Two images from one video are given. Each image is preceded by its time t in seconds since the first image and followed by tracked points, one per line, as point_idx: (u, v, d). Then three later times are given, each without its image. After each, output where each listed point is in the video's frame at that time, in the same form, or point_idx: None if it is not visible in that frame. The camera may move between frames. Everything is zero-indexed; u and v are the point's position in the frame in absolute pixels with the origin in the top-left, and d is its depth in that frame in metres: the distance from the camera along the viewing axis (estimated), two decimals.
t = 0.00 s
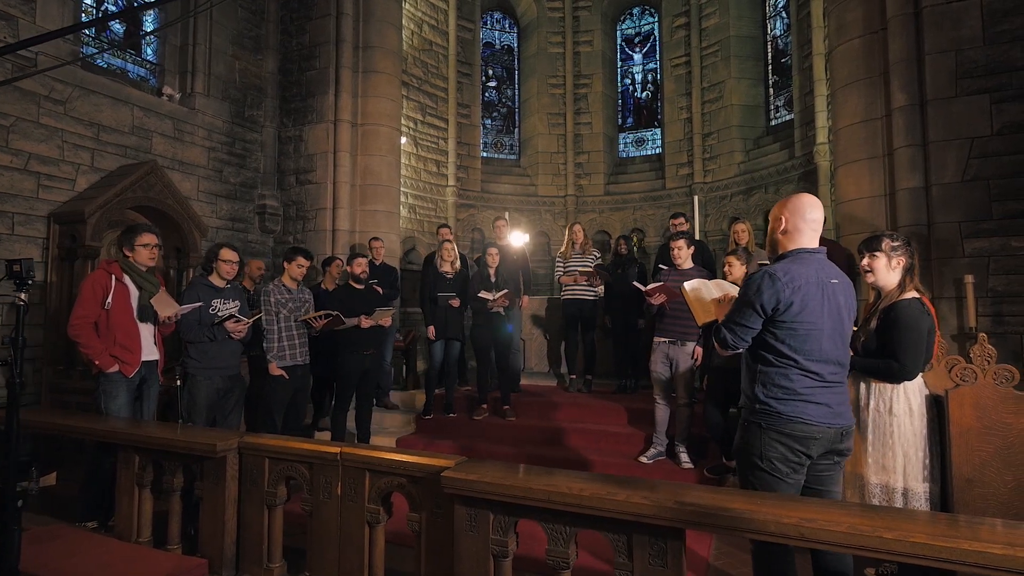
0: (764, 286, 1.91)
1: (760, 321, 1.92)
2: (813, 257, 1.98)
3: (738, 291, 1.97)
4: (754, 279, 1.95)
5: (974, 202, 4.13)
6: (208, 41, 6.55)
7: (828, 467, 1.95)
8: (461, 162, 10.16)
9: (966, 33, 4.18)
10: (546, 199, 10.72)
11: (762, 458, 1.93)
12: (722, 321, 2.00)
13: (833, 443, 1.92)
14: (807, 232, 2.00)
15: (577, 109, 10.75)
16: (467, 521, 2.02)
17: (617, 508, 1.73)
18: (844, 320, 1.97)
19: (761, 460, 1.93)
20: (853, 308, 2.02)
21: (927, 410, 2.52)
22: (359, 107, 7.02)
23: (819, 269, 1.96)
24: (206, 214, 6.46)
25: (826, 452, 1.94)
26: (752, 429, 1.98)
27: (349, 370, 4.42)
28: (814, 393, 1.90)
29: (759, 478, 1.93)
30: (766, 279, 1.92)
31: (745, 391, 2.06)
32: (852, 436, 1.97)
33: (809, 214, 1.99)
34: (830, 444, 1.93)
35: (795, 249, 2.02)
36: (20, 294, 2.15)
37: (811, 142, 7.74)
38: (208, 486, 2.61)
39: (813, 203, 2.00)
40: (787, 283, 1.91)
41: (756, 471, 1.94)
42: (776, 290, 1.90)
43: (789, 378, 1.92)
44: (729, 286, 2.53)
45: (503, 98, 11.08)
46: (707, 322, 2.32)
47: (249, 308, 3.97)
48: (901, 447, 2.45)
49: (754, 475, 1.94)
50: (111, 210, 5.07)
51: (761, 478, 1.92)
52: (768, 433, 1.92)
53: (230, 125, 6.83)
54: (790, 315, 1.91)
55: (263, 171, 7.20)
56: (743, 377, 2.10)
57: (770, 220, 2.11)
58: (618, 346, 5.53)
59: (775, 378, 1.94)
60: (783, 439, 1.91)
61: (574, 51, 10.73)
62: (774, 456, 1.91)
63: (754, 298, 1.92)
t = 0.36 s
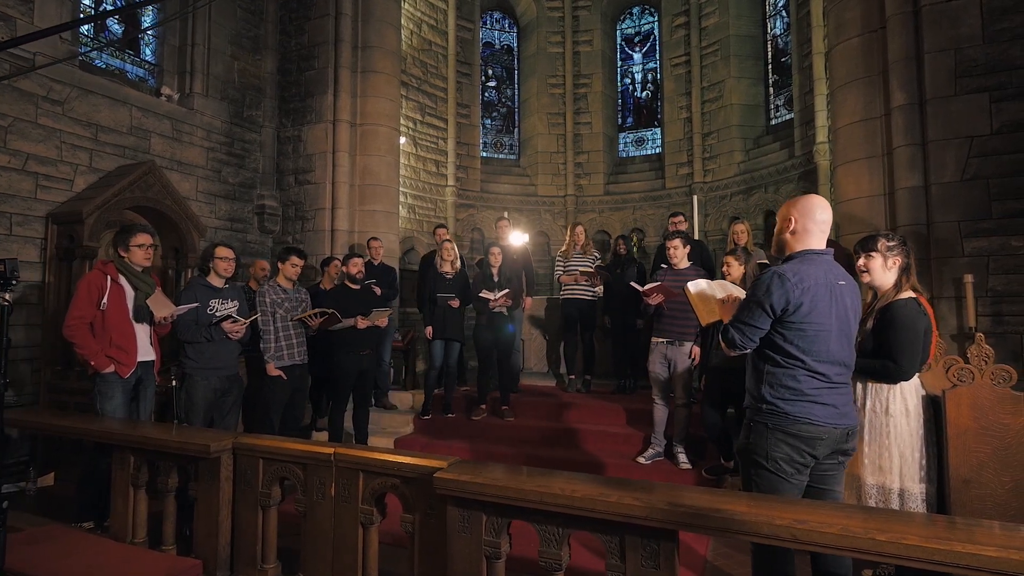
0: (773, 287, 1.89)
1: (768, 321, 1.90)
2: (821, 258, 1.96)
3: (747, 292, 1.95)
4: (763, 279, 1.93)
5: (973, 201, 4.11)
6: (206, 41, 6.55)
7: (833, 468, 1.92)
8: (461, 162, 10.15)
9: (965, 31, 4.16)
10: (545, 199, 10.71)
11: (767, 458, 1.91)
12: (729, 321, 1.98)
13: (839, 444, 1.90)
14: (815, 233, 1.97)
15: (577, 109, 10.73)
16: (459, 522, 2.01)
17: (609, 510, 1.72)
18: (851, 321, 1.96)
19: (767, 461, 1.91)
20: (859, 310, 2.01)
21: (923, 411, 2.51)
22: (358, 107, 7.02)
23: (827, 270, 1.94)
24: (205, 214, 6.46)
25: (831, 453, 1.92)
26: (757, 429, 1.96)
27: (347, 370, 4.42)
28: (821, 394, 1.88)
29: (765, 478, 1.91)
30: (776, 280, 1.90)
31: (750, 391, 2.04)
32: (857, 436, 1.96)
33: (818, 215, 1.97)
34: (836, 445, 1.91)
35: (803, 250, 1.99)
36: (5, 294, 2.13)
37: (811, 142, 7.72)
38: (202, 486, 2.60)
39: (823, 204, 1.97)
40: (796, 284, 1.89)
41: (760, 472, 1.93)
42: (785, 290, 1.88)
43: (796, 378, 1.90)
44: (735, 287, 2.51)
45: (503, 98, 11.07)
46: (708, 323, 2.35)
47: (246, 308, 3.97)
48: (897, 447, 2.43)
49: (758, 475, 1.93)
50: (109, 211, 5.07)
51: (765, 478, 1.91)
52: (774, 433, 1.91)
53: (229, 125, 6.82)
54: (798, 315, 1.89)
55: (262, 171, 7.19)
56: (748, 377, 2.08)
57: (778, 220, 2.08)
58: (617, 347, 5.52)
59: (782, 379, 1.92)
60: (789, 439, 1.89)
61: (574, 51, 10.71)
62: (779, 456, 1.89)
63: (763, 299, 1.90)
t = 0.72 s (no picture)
0: (772, 286, 1.88)
1: (767, 320, 1.88)
2: (821, 257, 1.95)
3: (746, 290, 1.93)
4: (762, 278, 1.91)
5: (974, 199, 4.08)
6: (206, 42, 6.56)
7: (832, 468, 1.91)
8: (461, 161, 10.15)
9: (966, 28, 4.13)
10: (546, 199, 10.69)
11: (766, 458, 1.89)
12: (728, 320, 1.96)
13: (838, 444, 1.88)
14: (814, 232, 1.96)
15: (577, 108, 10.71)
16: (453, 523, 2.00)
17: (602, 511, 1.71)
18: (851, 321, 1.94)
19: (765, 461, 1.89)
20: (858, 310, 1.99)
21: (921, 411, 2.49)
22: (358, 107, 7.02)
23: (826, 269, 1.92)
24: (205, 214, 6.47)
25: (830, 454, 1.91)
26: (755, 429, 1.94)
27: (345, 370, 4.42)
28: (820, 394, 1.86)
29: (763, 479, 1.89)
30: (775, 278, 1.89)
31: (749, 391, 2.02)
32: (857, 436, 1.94)
33: (817, 214, 1.95)
34: (835, 445, 1.89)
35: (803, 248, 1.98)
36: None
37: (812, 140, 7.69)
38: (198, 486, 2.60)
39: (822, 203, 1.96)
40: (795, 282, 1.87)
41: (759, 472, 1.91)
42: (784, 289, 1.87)
43: (795, 378, 1.88)
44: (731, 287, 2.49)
45: (503, 97, 11.05)
46: (707, 325, 2.34)
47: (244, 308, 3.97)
48: (895, 447, 2.41)
49: (757, 475, 1.91)
50: (108, 211, 5.08)
51: (764, 479, 1.89)
52: (772, 433, 1.89)
53: (229, 125, 6.83)
54: (797, 314, 1.88)
55: (262, 171, 7.19)
56: (746, 377, 2.06)
57: (777, 219, 2.07)
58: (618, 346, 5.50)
59: (781, 378, 1.90)
60: (788, 439, 1.87)
61: (574, 50, 10.69)
62: (778, 456, 1.88)
63: (762, 297, 1.88)
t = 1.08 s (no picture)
0: (760, 284, 1.86)
1: (756, 319, 1.87)
2: (809, 256, 1.94)
3: (734, 289, 1.92)
4: (751, 276, 1.90)
5: (973, 199, 4.06)
6: (204, 40, 6.55)
7: (821, 468, 1.89)
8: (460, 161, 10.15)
9: (966, 27, 4.11)
10: (545, 198, 10.68)
11: (755, 459, 1.87)
12: (717, 319, 1.95)
13: (828, 445, 1.87)
14: (804, 231, 1.95)
15: (577, 107, 10.69)
16: (444, 523, 1.99)
17: (593, 512, 1.70)
18: (840, 320, 1.93)
19: (755, 462, 1.87)
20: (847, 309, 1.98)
21: (917, 412, 2.48)
22: (356, 106, 7.01)
23: (815, 268, 1.91)
24: (203, 213, 6.46)
25: (819, 454, 1.90)
26: (744, 430, 1.93)
27: (342, 370, 4.42)
28: (809, 394, 1.85)
29: (753, 480, 1.87)
30: (763, 277, 1.87)
31: (738, 391, 2.00)
32: (846, 437, 1.93)
33: (807, 212, 1.94)
34: (824, 446, 1.88)
35: (791, 247, 1.96)
36: None
37: (812, 140, 7.66)
38: (191, 486, 2.60)
39: (815, 202, 1.95)
40: (783, 281, 1.86)
41: (749, 473, 1.89)
42: (773, 288, 1.85)
43: (784, 378, 1.87)
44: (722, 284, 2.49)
45: (503, 97, 11.04)
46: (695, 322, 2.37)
47: (240, 307, 3.97)
48: (890, 448, 2.40)
49: (747, 477, 1.89)
50: (105, 209, 5.08)
51: (754, 480, 1.87)
52: (762, 434, 1.87)
53: (227, 124, 6.83)
54: (786, 313, 1.86)
55: (260, 170, 7.19)
56: (735, 377, 2.04)
57: (767, 218, 2.05)
58: (616, 346, 5.48)
59: (770, 378, 1.89)
60: (777, 440, 1.85)
61: (574, 49, 10.66)
62: (767, 457, 1.86)
63: (750, 296, 1.87)
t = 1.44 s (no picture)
0: (742, 283, 1.84)
1: (739, 318, 1.85)
2: (791, 254, 1.92)
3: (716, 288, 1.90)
4: (733, 275, 1.88)
5: (971, 198, 4.03)
6: (201, 40, 6.54)
7: (804, 470, 1.89)
8: (458, 160, 10.14)
9: (964, 26, 4.09)
10: (544, 197, 10.66)
11: (737, 460, 1.86)
12: (700, 319, 1.93)
13: (809, 445, 1.86)
14: (786, 229, 1.93)
15: (575, 106, 10.68)
16: (434, 524, 1.98)
17: (582, 513, 1.68)
18: (823, 319, 1.91)
19: (737, 464, 1.85)
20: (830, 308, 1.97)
21: (912, 412, 2.46)
22: (354, 105, 7.00)
23: (797, 267, 1.90)
24: (200, 213, 6.46)
25: (801, 455, 1.89)
26: (726, 431, 1.91)
27: (338, 369, 4.41)
28: (790, 394, 1.84)
29: (734, 481, 1.86)
30: (745, 275, 1.85)
31: (720, 392, 1.99)
32: (828, 437, 1.92)
33: (788, 210, 1.93)
34: (805, 446, 1.86)
35: (773, 246, 1.95)
36: None
37: (810, 139, 7.64)
38: (183, 486, 2.59)
39: (794, 200, 1.93)
40: (765, 280, 1.84)
41: (731, 474, 1.87)
42: (754, 286, 1.84)
43: (765, 378, 1.85)
44: (706, 288, 2.38)
45: (501, 96, 11.03)
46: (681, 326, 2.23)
47: (235, 307, 3.96)
48: (884, 449, 2.38)
49: (728, 478, 1.88)
50: (100, 209, 5.07)
51: (736, 481, 1.86)
52: (743, 435, 1.85)
53: (224, 123, 6.82)
54: (768, 313, 1.85)
55: (258, 170, 7.18)
56: (718, 377, 2.03)
57: (749, 217, 2.04)
58: (614, 345, 5.47)
59: (752, 378, 1.87)
60: (757, 441, 1.84)
61: (573, 48, 10.64)
62: (748, 458, 1.84)
63: (733, 295, 1.85)
